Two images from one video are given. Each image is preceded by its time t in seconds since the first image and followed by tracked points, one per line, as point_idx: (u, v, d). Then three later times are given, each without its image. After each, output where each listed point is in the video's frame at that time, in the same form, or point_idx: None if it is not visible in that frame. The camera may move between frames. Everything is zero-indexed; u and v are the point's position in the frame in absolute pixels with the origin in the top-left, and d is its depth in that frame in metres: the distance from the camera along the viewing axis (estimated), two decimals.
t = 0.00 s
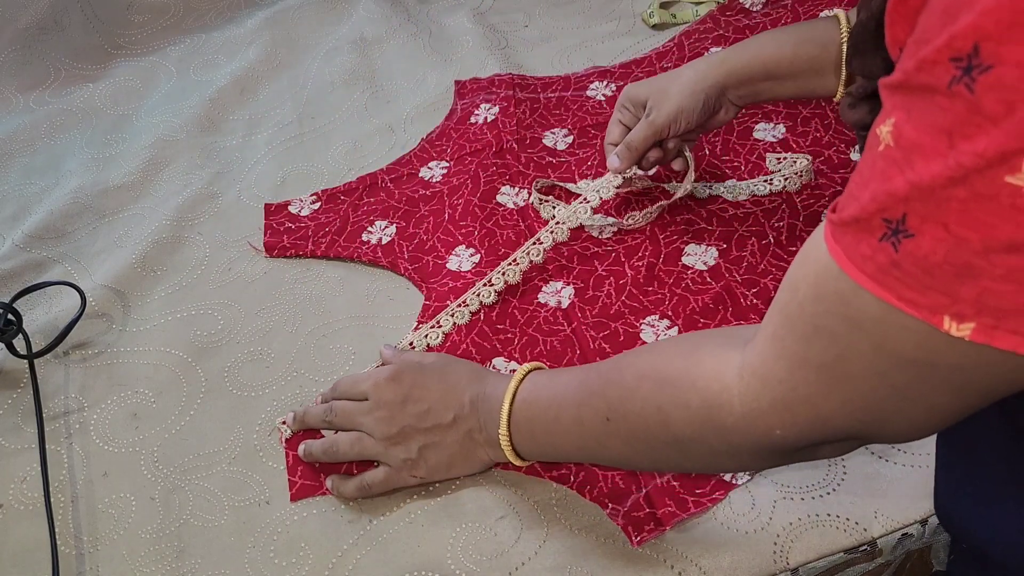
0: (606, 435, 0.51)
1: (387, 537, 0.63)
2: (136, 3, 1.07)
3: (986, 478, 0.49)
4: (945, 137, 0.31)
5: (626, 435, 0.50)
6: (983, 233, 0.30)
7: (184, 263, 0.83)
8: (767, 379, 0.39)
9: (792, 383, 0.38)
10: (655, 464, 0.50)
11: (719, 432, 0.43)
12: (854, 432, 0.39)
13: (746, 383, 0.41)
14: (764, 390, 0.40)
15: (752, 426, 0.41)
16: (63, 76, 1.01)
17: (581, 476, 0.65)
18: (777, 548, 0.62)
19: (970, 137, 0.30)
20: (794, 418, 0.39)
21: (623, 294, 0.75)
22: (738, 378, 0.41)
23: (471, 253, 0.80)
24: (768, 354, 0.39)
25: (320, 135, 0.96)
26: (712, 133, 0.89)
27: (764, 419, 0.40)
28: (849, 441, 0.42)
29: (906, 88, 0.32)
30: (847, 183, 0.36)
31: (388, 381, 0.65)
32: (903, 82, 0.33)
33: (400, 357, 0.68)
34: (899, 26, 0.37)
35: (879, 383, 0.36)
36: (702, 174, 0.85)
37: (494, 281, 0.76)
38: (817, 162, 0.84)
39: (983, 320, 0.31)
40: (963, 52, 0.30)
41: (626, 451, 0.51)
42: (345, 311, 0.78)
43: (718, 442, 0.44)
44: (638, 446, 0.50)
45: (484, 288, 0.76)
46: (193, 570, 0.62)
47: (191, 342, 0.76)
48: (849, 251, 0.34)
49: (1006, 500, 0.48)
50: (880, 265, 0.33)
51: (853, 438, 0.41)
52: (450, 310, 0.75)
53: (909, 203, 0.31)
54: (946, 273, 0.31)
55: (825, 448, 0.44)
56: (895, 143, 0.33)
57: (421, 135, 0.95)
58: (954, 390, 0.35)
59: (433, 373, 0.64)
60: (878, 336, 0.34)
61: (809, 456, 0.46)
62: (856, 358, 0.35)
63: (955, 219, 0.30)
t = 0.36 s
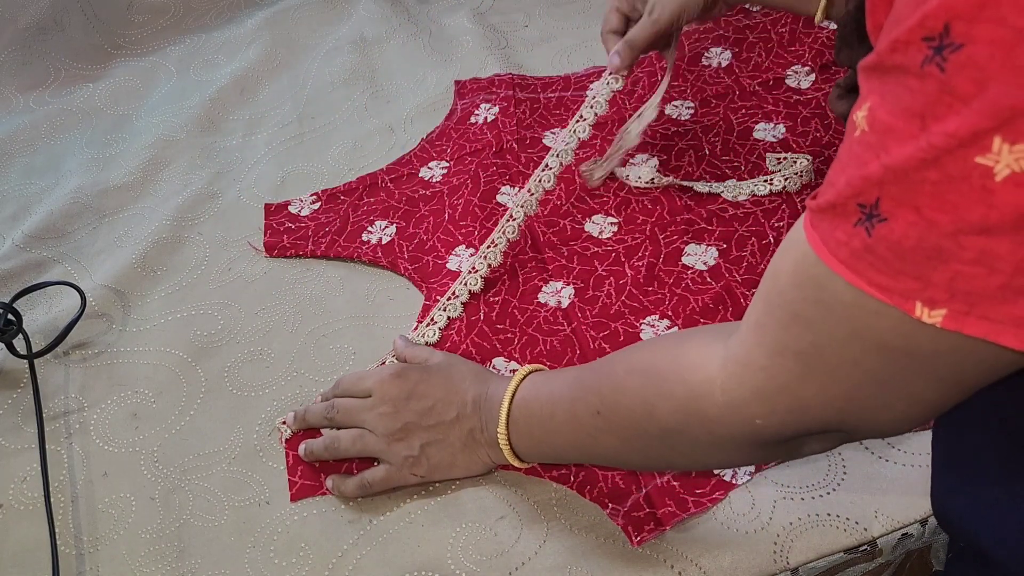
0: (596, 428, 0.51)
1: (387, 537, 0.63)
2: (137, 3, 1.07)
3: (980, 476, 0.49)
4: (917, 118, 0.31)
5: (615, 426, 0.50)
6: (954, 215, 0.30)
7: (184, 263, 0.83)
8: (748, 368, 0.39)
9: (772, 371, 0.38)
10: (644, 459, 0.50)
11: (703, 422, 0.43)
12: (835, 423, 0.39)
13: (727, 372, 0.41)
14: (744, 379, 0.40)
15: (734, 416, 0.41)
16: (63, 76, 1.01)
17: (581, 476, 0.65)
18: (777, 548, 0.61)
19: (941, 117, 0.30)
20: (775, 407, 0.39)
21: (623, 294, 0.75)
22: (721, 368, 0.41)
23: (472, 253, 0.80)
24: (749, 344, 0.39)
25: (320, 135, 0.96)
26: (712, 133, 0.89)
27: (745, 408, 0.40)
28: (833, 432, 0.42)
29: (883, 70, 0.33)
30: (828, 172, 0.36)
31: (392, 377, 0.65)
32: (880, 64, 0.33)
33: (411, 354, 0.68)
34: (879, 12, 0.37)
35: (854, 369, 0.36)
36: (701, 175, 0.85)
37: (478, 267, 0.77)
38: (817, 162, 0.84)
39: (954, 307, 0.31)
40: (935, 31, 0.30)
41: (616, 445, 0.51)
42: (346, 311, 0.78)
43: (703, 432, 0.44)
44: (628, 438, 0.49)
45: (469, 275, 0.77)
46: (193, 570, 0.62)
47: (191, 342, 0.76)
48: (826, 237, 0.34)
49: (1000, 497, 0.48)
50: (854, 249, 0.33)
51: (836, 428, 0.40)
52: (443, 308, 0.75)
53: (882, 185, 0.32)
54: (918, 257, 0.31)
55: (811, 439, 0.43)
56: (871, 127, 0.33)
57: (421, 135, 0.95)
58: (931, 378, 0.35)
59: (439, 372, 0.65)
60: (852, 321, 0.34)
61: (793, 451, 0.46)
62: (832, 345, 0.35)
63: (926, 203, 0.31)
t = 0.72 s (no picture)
0: (592, 424, 0.51)
1: (387, 537, 0.63)
2: (137, 3, 1.07)
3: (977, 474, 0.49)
4: (908, 100, 0.31)
5: (611, 421, 0.50)
6: (941, 198, 0.30)
7: (185, 263, 0.83)
8: (739, 360, 0.39)
9: (763, 361, 0.38)
10: (639, 454, 0.50)
11: (695, 415, 0.43)
12: (827, 416, 0.39)
13: (720, 365, 0.41)
14: (737, 371, 0.40)
15: (726, 407, 0.41)
16: (62, 76, 1.01)
17: (581, 476, 0.65)
18: (777, 547, 0.61)
19: (931, 99, 0.30)
20: (767, 400, 0.39)
21: (623, 294, 0.75)
22: (714, 358, 0.41)
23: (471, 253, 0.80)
24: (742, 336, 0.39)
25: (320, 135, 0.96)
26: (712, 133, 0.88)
27: (737, 401, 0.40)
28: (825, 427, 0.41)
29: (876, 53, 0.33)
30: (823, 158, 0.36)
31: (393, 375, 0.65)
32: (872, 47, 0.33)
33: (408, 352, 0.68)
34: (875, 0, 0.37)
35: (845, 362, 0.35)
36: (701, 174, 0.85)
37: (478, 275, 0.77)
38: (817, 162, 0.84)
39: (942, 294, 0.31)
40: (927, 13, 0.30)
41: (611, 440, 0.51)
42: (346, 311, 0.78)
43: (696, 427, 0.44)
44: (623, 434, 0.49)
45: (468, 282, 0.77)
46: (193, 570, 0.62)
47: (191, 342, 0.76)
48: (818, 224, 0.34)
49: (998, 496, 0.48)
50: (845, 235, 0.33)
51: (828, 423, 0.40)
52: (442, 310, 0.75)
53: (872, 168, 0.32)
54: (907, 242, 0.31)
55: (802, 433, 0.43)
56: (864, 111, 0.33)
57: (421, 135, 0.95)
58: (923, 372, 0.34)
59: (439, 370, 0.65)
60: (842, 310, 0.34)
61: (787, 445, 0.46)
62: (823, 337, 0.35)
63: (915, 186, 0.31)
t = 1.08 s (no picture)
0: (592, 422, 0.52)
1: (387, 537, 0.63)
2: (137, 3, 1.07)
3: (981, 478, 0.49)
4: (914, 95, 0.31)
5: (610, 421, 0.50)
6: (947, 190, 0.30)
7: (184, 263, 0.83)
8: (740, 356, 0.40)
9: (763, 357, 0.38)
10: (637, 454, 0.50)
11: (693, 412, 0.43)
12: (827, 415, 0.39)
13: (721, 361, 0.41)
14: (736, 367, 0.40)
15: (725, 405, 0.41)
16: (63, 76, 1.01)
17: (581, 476, 0.65)
18: (777, 547, 0.61)
19: (938, 93, 0.30)
20: (766, 397, 0.39)
21: (623, 294, 0.75)
22: (714, 356, 0.42)
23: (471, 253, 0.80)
24: (743, 333, 0.39)
25: (320, 135, 0.96)
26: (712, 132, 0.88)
27: (736, 397, 0.41)
28: (825, 425, 0.41)
29: (883, 49, 0.33)
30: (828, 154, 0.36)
31: (393, 375, 0.65)
32: (879, 45, 0.34)
33: (404, 351, 0.68)
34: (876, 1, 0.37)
35: (846, 358, 0.35)
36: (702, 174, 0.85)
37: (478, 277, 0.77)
38: (818, 162, 0.84)
39: (950, 287, 0.31)
40: (934, 8, 0.30)
41: (610, 439, 0.51)
42: (346, 311, 0.78)
43: (695, 424, 0.44)
44: (623, 433, 0.50)
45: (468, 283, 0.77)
46: (193, 570, 0.62)
47: (191, 342, 0.76)
48: (822, 219, 0.34)
49: (1004, 500, 0.47)
50: (849, 230, 0.33)
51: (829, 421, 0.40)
52: (442, 310, 0.75)
53: (879, 164, 0.32)
54: (913, 236, 0.31)
55: (800, 431, 0.43)
56: (869, 108, 0.33)
57: (421, 135, 0.95)
58: (925, 365, 0.34)
59: (439, 370, 0.65)
60: (844, 305, 0.34)
61: (786, 444, 0.46)
62: (824, 332, 0.35)
63: (921, 179, 0.31)
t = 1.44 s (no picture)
0: (592, 427, 0.52)
1: (387, 537, 0.63)
2: (137, 3, 1.07)
3: (979, 477, 0.49)
4: (917, 112, 0.31)
5: (611, 426, 0.50)
6: (950, 208, 0.30)
7: (184, 263, 0.83)
8: (741, 366, 0.40)
9: (764, 368, 0.38)
10: (638, 459, 0.50)
11: (694, 420, 0.44)
12: (828, 424, 0.39)
13: (722, 370, 0.41)
14: (738, 375, 0.40)
15: (726, 412, 0.41)
16: (63, 76, 1.01)
17: (580, 476, 0.65)
18: (777, 547, 0.61)
19: (940, 111, 0.30)
20: (768, 406, 0.39)
21: (623, 294, 0.75)
22: (715, 364, 0.42)
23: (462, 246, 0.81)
24: (745, 342, 0.39)
25: (320, 135, 0.96)
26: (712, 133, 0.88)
27: (738, 406, 0.40)
28: (827, 434, 0.41)
29: (883, 66, 0.33)
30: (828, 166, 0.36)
31: (392, 375, 0.65)
32: (879, 60, 0.34)
33: (403, 355, 0.68)
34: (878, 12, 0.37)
35: (848, 367, 0.35)
36: (702, 174, 0.85)
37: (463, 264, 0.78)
38: (817, 162, 0.84)
39: (952, 302, 0.31)
40: (936, 26, 0.30)
41: (611, 445, 0.51)
42: (346, 311, 0.78)
43: (697, 432, 0.44)
44: (623, 438, 0.49)
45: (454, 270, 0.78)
46: (193, 570, 0.62)
47: (191, 342, 0.76)
48: (823, 233, 0.34)
49: (1002, 494, 0.48)
50: (851, 244, 0.33)
51: (831, 430, 0.40)
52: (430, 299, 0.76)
53: (881, 179, 0.32)
54: (916, 251, 0.31)
55: (802, 440, 0.43)
56: (870, 122, 0.33)
57: (421, 135, 0.95)
58: (927, 375, 0.34)
59: (439, 371, 0.65)
60: (846, 318, 0.34)
61: (787, 452, 0.46)
62: (826, 343, 0.35)
63: (925, 195, 0.31)
